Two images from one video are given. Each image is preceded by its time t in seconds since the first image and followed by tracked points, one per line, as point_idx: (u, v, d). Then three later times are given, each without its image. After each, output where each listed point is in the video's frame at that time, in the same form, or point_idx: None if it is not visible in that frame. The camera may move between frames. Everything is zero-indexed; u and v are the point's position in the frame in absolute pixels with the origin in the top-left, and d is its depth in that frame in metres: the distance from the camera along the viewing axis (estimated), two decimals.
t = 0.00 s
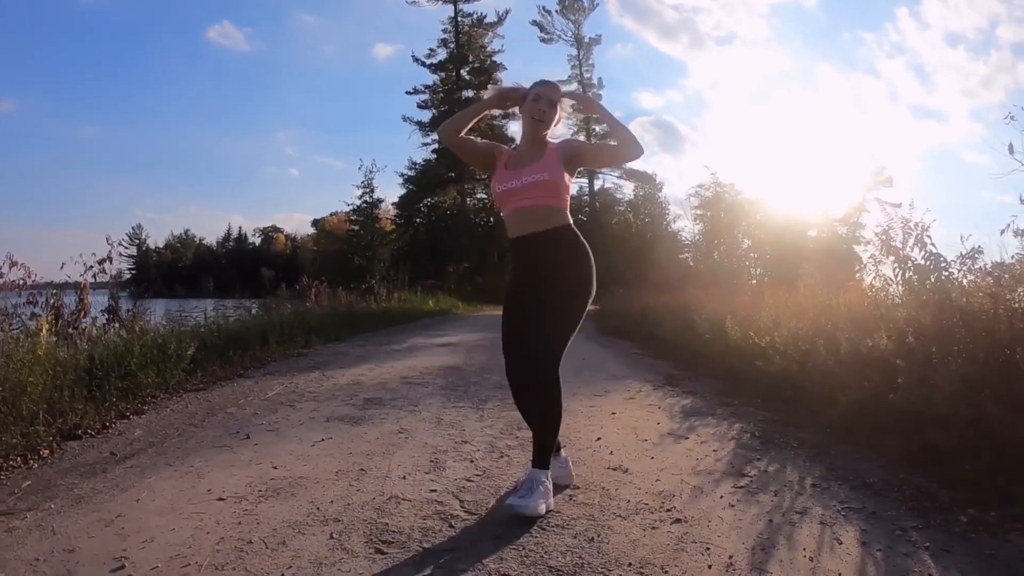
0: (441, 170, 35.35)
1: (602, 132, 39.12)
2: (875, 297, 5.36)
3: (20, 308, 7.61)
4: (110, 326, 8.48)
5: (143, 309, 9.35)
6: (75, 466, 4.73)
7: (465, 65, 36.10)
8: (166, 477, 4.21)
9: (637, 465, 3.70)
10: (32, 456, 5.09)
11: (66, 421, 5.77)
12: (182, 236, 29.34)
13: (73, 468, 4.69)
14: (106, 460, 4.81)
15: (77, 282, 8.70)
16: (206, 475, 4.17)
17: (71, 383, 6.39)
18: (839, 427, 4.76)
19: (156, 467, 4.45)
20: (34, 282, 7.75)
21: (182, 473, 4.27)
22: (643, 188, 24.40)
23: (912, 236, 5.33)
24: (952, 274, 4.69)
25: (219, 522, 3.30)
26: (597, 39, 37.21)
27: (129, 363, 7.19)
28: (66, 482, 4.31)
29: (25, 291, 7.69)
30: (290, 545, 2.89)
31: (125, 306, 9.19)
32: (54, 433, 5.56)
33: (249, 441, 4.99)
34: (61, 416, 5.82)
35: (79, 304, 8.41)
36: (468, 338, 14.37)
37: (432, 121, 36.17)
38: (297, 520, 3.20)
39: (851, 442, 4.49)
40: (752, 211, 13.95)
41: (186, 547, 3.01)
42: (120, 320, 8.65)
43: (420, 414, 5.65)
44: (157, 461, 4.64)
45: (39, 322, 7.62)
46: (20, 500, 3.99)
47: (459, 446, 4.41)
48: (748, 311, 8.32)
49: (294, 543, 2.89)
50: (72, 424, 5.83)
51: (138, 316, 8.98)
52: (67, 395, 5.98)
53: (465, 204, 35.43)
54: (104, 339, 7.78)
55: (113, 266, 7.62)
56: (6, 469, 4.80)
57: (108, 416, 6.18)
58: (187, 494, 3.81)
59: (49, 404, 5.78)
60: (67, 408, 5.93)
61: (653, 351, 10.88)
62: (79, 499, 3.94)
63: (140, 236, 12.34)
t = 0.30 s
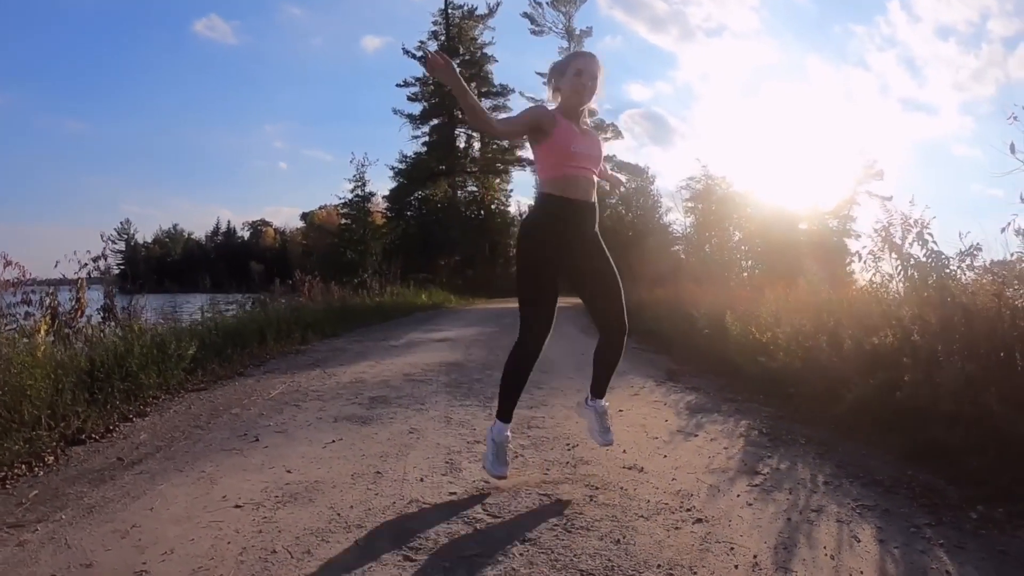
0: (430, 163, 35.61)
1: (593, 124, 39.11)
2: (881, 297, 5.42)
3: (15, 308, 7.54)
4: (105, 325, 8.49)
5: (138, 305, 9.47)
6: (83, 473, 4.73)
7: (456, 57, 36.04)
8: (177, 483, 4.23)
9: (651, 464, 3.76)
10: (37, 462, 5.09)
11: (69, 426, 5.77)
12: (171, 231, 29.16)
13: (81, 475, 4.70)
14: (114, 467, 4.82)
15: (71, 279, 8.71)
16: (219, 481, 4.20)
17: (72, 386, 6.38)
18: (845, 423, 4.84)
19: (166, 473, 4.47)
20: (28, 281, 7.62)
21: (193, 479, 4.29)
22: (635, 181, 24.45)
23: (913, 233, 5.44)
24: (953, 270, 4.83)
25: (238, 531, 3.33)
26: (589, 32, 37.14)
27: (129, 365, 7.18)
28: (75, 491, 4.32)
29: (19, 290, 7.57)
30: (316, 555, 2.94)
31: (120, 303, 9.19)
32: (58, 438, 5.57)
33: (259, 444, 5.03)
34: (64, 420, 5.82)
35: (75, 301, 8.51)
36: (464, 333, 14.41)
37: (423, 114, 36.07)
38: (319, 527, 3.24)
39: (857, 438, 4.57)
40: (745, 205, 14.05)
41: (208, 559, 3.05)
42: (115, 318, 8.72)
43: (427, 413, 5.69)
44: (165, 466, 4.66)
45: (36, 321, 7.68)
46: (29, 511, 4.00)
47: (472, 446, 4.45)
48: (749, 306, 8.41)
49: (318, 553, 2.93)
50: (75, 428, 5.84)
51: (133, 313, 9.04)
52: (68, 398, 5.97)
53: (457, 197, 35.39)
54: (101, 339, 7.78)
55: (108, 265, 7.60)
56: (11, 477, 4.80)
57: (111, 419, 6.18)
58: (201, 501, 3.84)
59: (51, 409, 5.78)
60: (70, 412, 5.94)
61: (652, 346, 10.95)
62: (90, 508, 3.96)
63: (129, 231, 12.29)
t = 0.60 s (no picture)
0: (417, 157, 35.32)
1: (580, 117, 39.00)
2: (885, 290, 5.45)
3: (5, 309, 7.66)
4: (96, 325, 8.37)
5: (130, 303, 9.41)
6: (83, 483, 4.65)
7: (442, 50, 35.90)
8: (184, 493, 4.18)
9: (670, 462, 3.77)
10: (34, 471, 4.99)
11: (66, 431, 5.67)
12: (157, 228, 28.86)
13: (81, 485, 4.61)
14: (115, 475, 4.76)
15: (62, 278, 8.64)
16: (228, 490, 4.15)
17: (67, 389, 6.27)
18: (855, 418, 4.87)
19: (171, 481, 4.43)
20: (16, 282, 7.70)
21: (201, 487, 4.25)
22: (623, 174, 24.45)
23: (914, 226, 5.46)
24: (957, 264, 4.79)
25: (256, 544, 3.30)
26: (576, 24, 37.05)
27: (125, 366, 7.07)
28: (78, 502, 4.24)
29: (8, 292, 7.67)
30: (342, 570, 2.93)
31: (110, 302, 9.07)
32: (55, 445, 5.48)
33: (266, 447, 5.00)
34: (60, 426, 5.72)
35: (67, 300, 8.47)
36: (458, 327, 14.38)
37: (410, 108, 35.91)
38: (341, 537, 3.24)
39: (868, 434, 4.60)
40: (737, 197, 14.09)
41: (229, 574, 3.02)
42: (107, 317, 8.67)
43: (434, 412, 5.67)
44: (170, 474, 4.61)
45: (28, 322, 7.66)
46: (30, 526, 3.89)
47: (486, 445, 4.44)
48: (747, 299, 8.43)
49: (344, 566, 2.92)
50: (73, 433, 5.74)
51: (125, 312, 8.97)
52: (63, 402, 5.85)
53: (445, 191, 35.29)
54: (94, 340, 7.72)
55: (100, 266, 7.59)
56: (9, 488, 4.69)
57: (109, 423, 6.11)
58: (213, 512, 3.79)
59: (47, 414, 5.68)
60: (66, 416, 5.83)
61: (649, 340, 10.96)
62: (94, 522, 3.87)
63: (115, 228, 12.12)
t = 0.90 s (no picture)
0: (404, 153, 35.08)
1: (566, 114, 38.96)
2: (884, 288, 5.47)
3: None
4: (82, 323, 8.25)
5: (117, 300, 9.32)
6: (71, 491, 4.42)
7: (428, 47, 35.75)
8: (179, 501, 4.01)
9: (678, 460, 3.75)
10: (20, 478, 4.73)
11: (53, 435, 5.42)
12: (141, 225, 28.48)
13: (70, 493, 4.38)
14: (106, 481, 4.59)
15: (47, 275, 8.56)
16: (225, 497, 4.01)
17: (52, 391, 6.02)
18: (856, 415, 4.87)
19: (165, 488, 4.30)
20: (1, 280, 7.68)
21: (197, 493, 4.14)
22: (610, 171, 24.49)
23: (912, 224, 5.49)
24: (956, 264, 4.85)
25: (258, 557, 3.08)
26: (563, 22, 37.05)
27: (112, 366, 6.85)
28: (67, 511, 4.00)
29: None
30: None
31: (96, 301, 8.93)
32: (41, 450, 5.28)
33: (263, 451, 4.92)
34: (47, 431, 5.47)
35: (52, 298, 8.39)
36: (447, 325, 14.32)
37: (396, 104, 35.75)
38: (349, 547, 3.08)
39: (871, 431, 4.61)
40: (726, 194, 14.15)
41: None
42: (94, 314, 8.58)
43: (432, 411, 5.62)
44: (163, 480, 4.47)
45: (13, 322, 7.59)
46: (16, 539, 3.60)
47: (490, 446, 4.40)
48: (739, 296, 8.46)
49: None
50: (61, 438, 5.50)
51: (111, 310, 8.85)
52: (49, 406, 5.63)
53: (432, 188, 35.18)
54: (81, 339, 7.59)
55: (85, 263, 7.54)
56: None
57: (97, 426, 5.93)
58: (211, 521, 3.61)
59: (32, 417, 5.46)
60: (52, 419, 5.59)
61: (640, 337, 10.97)
62: (85, 533, 3.62)
63: (98, 224, 11.96)
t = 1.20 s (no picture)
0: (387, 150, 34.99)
1: (551, 111, 38.91)
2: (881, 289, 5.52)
3: None
4: (66, 326, 8.12)
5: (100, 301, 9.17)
6: (62, 505, 4.33)
7: (412, 43, 35.58)
8: (176, 514, 3.95)
9: (687, 463, 3.76)
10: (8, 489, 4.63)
11: (40, 444, 5.32)
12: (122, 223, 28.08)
13: (62, 506, 4.29)
14: (99, 492, 4.50)
15: (30, 275, 8.41)
16: (224, 509, 3.95)
17: (37, 399, 5.92)
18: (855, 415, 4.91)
19: (161, 500, 4.22)
20: None
21: (196, 506, 4.07)
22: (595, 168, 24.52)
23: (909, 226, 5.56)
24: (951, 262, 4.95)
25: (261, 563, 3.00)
26: (547, 19, 37.04)
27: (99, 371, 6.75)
28: (59, 527, 3.91)
29: None
30: None
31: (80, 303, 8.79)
32: (29, 459, 5.17)
33: (262, 459, 4.87)
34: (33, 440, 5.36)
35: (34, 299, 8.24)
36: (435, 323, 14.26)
37: (380, 101, 35.55)
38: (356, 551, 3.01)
39: (871, 430, 4.65)
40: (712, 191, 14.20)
41: None
42: (77, 316, 8.43)
43: (431, 413, 5.60)
44: (158, 492, 4.39)
45: None
46: (7, 559, 3.51)
47: (494, 449, 4.39)
48: (731, 295, 8.50)
49: None
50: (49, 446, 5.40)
51: (95, 311, 8.71)
52: (35, 414, 5.51)
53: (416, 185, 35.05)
54: (66, 343, 7.46)
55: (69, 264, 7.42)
56: None
57: (86, 432, 5.83)
58: (212, 535, 3.55)
59: (18, 425, 5.35)
60: (40, 426, 5.49)
61: (631, 335, 10.99)
62: (80, 551, 3.53)
63: (78, 223, 11.77)
